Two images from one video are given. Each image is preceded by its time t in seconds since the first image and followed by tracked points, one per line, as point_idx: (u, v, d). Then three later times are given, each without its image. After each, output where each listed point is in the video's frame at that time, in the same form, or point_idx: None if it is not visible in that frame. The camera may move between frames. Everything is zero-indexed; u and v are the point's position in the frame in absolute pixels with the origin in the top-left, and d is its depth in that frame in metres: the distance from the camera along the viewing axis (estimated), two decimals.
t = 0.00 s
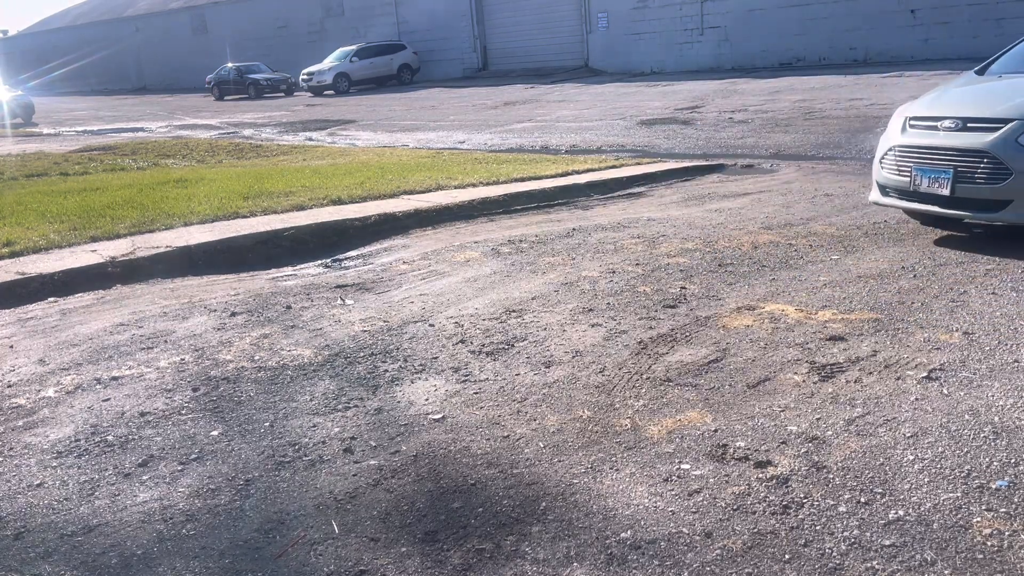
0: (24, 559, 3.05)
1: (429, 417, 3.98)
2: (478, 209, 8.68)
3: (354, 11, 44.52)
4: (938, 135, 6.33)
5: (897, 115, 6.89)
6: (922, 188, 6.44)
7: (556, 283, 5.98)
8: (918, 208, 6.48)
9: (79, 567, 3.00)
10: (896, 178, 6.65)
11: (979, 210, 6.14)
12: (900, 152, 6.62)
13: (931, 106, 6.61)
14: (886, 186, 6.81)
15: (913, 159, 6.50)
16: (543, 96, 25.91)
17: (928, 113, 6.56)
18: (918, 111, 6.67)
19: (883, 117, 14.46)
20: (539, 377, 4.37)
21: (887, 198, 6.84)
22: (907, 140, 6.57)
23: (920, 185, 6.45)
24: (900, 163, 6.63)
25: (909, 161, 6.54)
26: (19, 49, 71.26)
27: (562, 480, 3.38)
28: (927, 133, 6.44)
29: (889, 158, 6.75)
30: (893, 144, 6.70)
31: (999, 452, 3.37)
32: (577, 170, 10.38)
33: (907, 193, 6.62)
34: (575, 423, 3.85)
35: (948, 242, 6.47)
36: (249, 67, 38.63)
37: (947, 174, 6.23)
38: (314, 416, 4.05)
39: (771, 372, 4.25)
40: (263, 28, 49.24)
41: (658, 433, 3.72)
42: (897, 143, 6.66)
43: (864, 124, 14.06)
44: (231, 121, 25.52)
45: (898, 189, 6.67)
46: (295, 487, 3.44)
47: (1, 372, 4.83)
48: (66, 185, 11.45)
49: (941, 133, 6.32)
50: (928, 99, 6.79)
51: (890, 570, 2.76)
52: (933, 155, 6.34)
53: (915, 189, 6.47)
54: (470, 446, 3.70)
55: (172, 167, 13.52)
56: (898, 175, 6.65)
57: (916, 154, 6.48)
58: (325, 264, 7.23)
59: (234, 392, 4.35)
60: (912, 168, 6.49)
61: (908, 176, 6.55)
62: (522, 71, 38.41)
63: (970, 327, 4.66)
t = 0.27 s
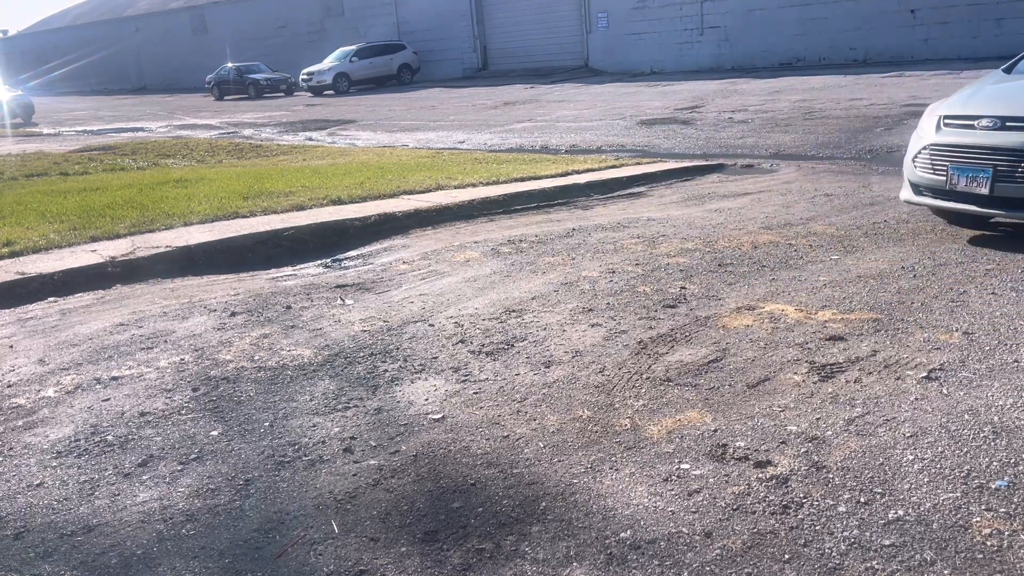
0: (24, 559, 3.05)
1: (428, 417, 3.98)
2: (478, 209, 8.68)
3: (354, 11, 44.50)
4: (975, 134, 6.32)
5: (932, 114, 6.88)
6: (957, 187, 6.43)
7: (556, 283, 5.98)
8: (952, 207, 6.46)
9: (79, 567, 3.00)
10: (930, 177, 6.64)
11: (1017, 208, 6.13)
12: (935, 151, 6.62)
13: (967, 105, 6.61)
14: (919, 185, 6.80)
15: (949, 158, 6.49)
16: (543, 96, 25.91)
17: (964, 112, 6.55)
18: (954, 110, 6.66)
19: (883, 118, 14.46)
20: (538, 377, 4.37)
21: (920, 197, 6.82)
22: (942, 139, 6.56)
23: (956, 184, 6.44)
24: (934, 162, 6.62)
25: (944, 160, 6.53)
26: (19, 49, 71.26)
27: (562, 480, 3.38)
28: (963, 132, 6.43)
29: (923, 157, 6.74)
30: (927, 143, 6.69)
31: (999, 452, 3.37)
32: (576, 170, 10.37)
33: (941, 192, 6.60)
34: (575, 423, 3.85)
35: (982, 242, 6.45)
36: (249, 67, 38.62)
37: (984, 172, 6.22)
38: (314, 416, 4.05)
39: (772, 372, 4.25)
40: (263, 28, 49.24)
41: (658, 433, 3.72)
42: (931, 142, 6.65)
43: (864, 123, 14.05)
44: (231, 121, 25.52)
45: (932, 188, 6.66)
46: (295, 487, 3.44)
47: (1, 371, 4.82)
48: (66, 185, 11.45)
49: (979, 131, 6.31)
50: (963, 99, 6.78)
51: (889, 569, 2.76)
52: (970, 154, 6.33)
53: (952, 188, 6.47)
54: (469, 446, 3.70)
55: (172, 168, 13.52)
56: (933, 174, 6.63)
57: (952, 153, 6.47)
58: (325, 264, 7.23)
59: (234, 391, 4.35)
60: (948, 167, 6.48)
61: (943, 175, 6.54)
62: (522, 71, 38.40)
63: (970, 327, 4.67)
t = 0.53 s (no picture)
0: (23, 560, 3.05)
1: (428, 417, 3.98)
2: (478, 209, 8.68)
3: (354, 11, 44.51)
4: (1007, 133, 6.30)
5: (962, 113, 6.86)
6: (989, 186, 6.40)
7: (556, 283, 5.98)
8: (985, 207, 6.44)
9: (79, 567, 3.00)
10: (961, 177, 6.62)
11: None
12: (967, 150, 6.59)
13: (998, 103, 6.58)
14: (949, 184, 6.78)
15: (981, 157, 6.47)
16: (543, 96, 25.89)
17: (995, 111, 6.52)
18: (985, 109, 6.63)
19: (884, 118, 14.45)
20: (538, 377, 4.37)
21: (950, 197, 6.80)
22: (973, 138, 6.54)
23: (987, 184, 6.41)
24: (966, 161, 6.60)
25: (976, 159, 6.51)
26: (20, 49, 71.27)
27: (562, 479, 3.38)
28: (995, 131, 6.41)
29: (954, 156, 6.71)
30: (958, 143, 6.67)
31: (999, 452, 3.37)
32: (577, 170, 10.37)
33: (972, 191, 6.58)
34: (575, 423, 3.85)
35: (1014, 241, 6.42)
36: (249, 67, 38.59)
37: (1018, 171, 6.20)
38: (314, 415, 4.05)
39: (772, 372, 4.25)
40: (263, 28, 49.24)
41: (658, 433, 3.72)
42: (962, 141, 6.63)
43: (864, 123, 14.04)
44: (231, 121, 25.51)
45: (963, 188, 6.64)
46: (295, 486, 3.44)
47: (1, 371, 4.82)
48: (66, 185, 11.44)
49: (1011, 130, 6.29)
50: (993, 97, 6.76)
51: (889, 569, 2.76)
52: (1002, 153, 6.31)
53: (982, 187, 6.46)
54: (469, 446, 3.69)
55: (173, 167, 13.52)
56: (964, 174, 6.61)
57: (984, 152, 6.45)
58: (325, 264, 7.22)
59: (234, 391, 4.35)
60: (981, 167, 6.46)
61: (975, 175, 6.51)
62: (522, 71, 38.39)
63: (970, 327, 4.67)
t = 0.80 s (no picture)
0: (23, 559, 3.05)
1: (428, 417, 3.98)
2: (478, 209, 8.68)
3: (354, 11, 44.52)
4: None
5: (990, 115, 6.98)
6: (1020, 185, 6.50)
7: (556, 283, 5.98)
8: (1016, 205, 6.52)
9: (79, 567, 3.00)
10: (992, 177, 6.71)
11: None
12: (997, 149, 6.70)
13: None
14: (978, 185, 6.86)
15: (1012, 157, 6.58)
16: (543, 96, 25.89)
17: None
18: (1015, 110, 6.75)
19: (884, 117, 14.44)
20: (538, 377, 4.37)
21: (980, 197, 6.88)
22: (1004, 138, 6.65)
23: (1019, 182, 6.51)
24: (996, 161, 6.70)
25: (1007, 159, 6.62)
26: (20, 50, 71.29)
27: (562, 479, 3.38)
28: None
29: (984, 157, 6.82)
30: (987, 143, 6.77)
31: (999, 452, 3.37)
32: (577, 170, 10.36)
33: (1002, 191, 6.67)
34: (575, 423, 3.85)
35: None
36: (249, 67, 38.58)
37: None
38: (314, 415, 4.05)
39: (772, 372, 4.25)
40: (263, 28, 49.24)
41: (658, 433, 3.72)
42: (992, 141, 6.74)
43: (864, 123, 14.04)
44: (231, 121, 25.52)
45: (993, 187, 6.72)
46: (295, 486, 3.44)
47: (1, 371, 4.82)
48: (66, 185, 11.44)
49: None
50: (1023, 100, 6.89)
51: (889, 569, 2.76)
52: None
53: (1015, 186, 6.53)
54: (469, 446, 3.69)
55: (173, 167, 13.51)
56: (994, 174, 6.71)
57: (1016, 151, 6.56)
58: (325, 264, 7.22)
59: (234, 391, 4.35)
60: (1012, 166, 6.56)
61: (1005, 174, 6.61)
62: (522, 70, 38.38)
63: (970, 327, 4.66)
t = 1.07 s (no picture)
0: (23, 559, 3.05)
1: (428, 417, 3.98)
2: (478, 209, 8.67)
3: (354, 11, 44.52)
4: None
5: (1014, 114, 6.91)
6: None
7: (556, 283, 5.97)
8: None
9: (79, 567, 3.00)
10: None
11: None
12: None
13: None
14: (1008, 183, 6.74)
15: None
16: (543, 96, 25.88)
17: None
18: None
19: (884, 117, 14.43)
20: (538, 377, 4.37)
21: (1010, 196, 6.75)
22: None
23: None
24: None
25: None
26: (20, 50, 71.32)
27: (562, 479, 3.38)
28: None
29: (1013, 154, 6.71)
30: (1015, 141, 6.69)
31: (999, 452, 3.37)
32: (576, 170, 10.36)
33: None
34: (575, 423, 3.85)
35: None
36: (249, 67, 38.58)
37: None
38: (314, 415, 4.05)
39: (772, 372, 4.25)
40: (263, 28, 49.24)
41: (658, 433, 3.71)
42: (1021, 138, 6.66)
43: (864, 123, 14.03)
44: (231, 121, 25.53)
45: None
46: (295, 486, 3.44)
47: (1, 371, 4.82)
48: (66, 184, 11.43)
49: None
50: None
51: (888, 569, 2.76)
52: None
53: None
54: (469, 446, 3.69)
55: (173, 167, 13.50)
56: None
57: None
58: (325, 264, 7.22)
59: (234, 391, 4.35)
60: None
61: None
62: (522, 70, 38.37)
63: (971, 327, 4.66)
